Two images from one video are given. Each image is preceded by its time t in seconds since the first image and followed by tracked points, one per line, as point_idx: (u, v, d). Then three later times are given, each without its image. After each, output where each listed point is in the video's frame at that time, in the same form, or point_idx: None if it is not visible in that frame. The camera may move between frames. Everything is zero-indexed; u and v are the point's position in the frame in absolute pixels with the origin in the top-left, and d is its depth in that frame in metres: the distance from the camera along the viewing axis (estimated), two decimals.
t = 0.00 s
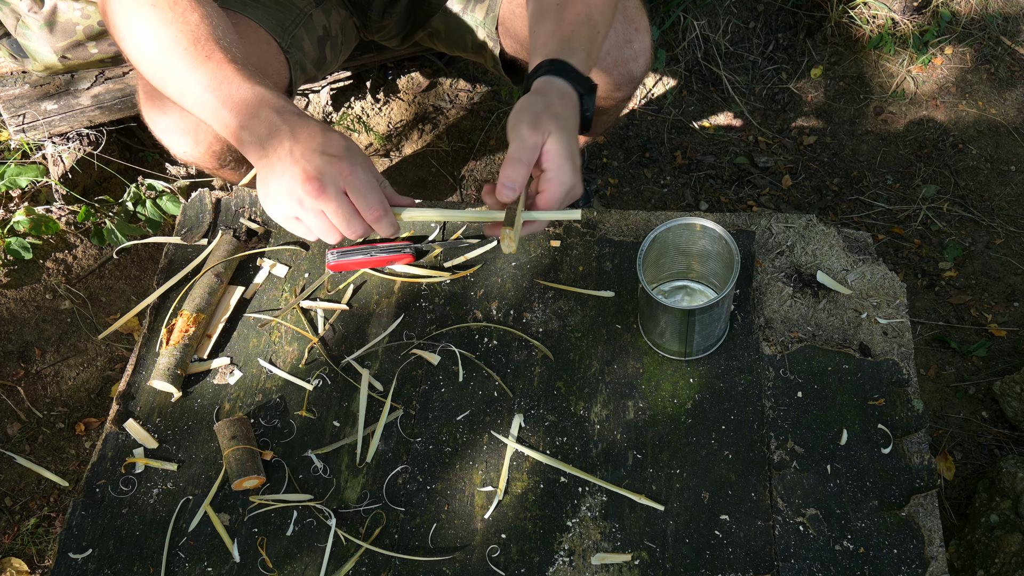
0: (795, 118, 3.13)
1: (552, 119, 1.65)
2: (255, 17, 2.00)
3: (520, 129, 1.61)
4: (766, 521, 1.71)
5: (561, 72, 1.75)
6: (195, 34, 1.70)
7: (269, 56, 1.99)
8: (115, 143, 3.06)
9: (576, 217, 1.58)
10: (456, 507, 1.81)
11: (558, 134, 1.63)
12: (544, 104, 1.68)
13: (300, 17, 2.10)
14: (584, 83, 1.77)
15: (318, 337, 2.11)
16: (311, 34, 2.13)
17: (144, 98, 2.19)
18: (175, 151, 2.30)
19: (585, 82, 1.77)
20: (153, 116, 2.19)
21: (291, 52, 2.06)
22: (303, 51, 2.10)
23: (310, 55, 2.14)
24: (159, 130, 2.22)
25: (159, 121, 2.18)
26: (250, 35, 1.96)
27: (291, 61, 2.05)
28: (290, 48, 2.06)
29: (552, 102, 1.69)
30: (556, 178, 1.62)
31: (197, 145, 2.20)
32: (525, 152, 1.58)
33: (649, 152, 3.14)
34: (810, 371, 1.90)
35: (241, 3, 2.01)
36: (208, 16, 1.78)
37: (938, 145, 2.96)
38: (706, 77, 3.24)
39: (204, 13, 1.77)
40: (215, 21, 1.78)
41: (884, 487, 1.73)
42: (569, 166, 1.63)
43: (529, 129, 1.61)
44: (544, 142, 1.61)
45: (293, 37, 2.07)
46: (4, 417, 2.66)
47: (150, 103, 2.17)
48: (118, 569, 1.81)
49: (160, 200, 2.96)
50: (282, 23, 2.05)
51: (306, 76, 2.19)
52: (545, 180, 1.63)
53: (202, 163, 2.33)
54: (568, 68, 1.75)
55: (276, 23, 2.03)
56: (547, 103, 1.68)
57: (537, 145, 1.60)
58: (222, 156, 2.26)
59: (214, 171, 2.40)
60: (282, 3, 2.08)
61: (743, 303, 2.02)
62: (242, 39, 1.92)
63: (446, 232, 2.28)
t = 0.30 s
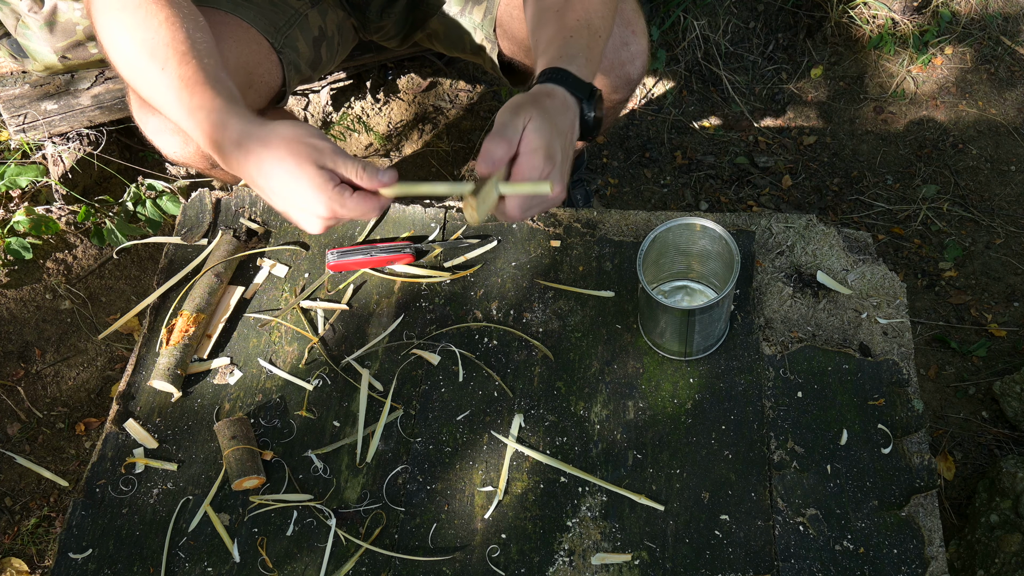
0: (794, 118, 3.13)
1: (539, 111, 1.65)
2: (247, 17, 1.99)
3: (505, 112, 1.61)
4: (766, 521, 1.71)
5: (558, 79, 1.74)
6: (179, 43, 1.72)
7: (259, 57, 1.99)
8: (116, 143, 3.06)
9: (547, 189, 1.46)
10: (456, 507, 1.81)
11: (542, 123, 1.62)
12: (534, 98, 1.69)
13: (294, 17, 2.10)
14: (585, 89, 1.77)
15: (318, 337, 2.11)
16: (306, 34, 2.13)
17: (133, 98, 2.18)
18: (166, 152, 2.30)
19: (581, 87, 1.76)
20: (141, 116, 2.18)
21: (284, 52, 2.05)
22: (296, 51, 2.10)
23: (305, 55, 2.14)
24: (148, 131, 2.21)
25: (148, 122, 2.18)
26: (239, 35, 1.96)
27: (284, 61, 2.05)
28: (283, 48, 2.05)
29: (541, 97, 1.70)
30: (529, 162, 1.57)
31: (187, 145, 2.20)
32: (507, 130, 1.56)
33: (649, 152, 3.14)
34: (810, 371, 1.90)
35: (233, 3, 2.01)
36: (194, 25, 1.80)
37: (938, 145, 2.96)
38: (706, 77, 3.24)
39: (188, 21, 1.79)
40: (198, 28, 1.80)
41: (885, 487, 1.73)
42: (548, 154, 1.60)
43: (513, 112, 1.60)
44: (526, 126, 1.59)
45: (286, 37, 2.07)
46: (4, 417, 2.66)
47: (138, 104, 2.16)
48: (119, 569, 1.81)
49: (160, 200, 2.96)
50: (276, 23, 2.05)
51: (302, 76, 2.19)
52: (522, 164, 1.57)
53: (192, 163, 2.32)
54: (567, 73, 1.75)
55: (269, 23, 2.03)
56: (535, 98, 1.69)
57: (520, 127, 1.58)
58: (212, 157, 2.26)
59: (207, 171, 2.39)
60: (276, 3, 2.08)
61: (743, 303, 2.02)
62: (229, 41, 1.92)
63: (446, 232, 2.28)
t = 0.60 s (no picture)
0: (794, 118, 3.13)
1: (527, 125, 1.64)
2: (243, 18, 1.99)
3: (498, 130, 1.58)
4: (766, 521, 1.71)
5: (535, 79, 1.75)
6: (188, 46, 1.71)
7: (254, 57, 1.98)
8: (116, 143, 3.06)
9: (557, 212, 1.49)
10: (456, 507, 1.81)
11: (534, 140, 1.62)
12: (519, 109, 1.67)
13: (291, 17, 2.10)
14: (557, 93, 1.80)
15: (318, 337, 2.11)
16: (303, 33, 2.13)
17: (127, 97, 2.18)
18: (159, 151, 2.29)
19: (558, 93, 1.78)
20: (135, 115, 2.18)
21: (280, 52, 2.05)
22: (293, 51, 2.10)
23: (302, 55, 2.14)
24: (142, 130, 2.21)
25: (142, 121, 2.17)
26: (235, 35, 1.96)
27: (280, 60, 2.05)
28: (278, 48, 2.05)
29: (527, 108, 1.69)
30: (528, 187, 1.59)
31: (181, 145, 2.20)
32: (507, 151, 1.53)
33: (649, 152, 3.14)
34: (809, 371, 1.90)
35: (229, 3, 2.01)
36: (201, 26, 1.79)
37: (938, 145, 2.96)
38: (706, 77, 3.24)
39: (195, 23, 1.77)
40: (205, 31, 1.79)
41: (885, 487, 1.73)
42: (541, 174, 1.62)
43: (508, 131, 1.58)
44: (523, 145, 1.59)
45: (283, 37, 2.06)
46: (4, 417, 2.66)
47: (132, 102, 2.17)
48: (119, 569, 1.81)
49: (160, 200, 2.96)
50: (272, 23, 2.05)
51: (300, 76, 2.18)
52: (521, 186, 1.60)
53: (185, 161, 2.32)
54: (542, 72, 1.76)
55: (265, 22, 2.03)
56: (521, 108, 1.68)
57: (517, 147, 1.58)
58: (207, 155, 2.27)
59: (202, 170, 2.40)
60: (273, 4, 2.08)
61: (743, 303, 2.02)
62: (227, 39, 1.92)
63: (446, 232, 2.28)
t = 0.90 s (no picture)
0: (794, 118, 3.13)
1: (527, 134, 1.63)
2: (245, 18, 1.99)
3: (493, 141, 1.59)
4: (766, 521, 1.71)
5: (547, 84, 1.74)
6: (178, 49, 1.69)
7: (256, 57, 1.98)
8: (116, 143, 3.06)
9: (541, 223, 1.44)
10: (456, 507, 1.81)
11: (533, 149, 1.61)
12: (522, 118, 1.67)
13: (292, 17, 2.10)
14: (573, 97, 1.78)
15: (318, 337, 2.11)
16: (304, 34, 2.13)
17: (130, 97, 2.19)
18: (162, 151, 2.30)
19: (569, 93, 1.76)
20: (138, 115, 2.19)
21: (282, 52, 2.05)
22: (294, 51, 2.09)
23: (303, 55, 2.13)
24: (145, 130, 2.22)
25: (144, 121, 2.18)
26: (236, 35, 1.95)
27: (282, 61, 2.05)
28: (280, 48, 2.04)
29: (529, 116, 1.68)
30: (523, 194, 1.59)
31: (181, 146, 2.20)
32: (498, 163, 1.55)
33: (649, 152, 3.14)
34: (810, 371, 1.90)
35: (230, 3, 2.01)
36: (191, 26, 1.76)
37: (938, 145, 2.96)
38: (706, 77, 3.24)
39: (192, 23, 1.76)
40: (205, 33, 1.77)
41: (885, 487, 1.73)
42: (539, 182, 1.60)
43: (503, 141, 1.59)
44: (517, 155, 1.58)
45: (283, 37, 2.06)
46: (4, 417, 2.66)
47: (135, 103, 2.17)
48: (119, 569, 1.81)
49: (160, 200, 2.96)
50: (273, 23, 2.04)
51: (300, 76, 2.18)
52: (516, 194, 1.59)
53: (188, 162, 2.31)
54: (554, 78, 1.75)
55: (267, 23, 2.03)
56: (523, 117, 1.67)
57: (510, 157, 1.58)
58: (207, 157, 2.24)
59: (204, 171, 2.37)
60: (275, 4, 2.08)
61: (743, 303, 2.02)
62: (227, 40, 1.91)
63: (446, 232, 2.28)
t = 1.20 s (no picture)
0: (794, 118, 3.13)
1: (521, 128, 1.67)
2: (239, 19, 1.99)
3: (492, 142, 1.63)
4: (766, 521, 1.71)
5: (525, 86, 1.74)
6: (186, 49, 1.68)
7: (250, 58, 1.99)
8: (116, 143, 3.06)
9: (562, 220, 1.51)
10: (456, 507, 1.81)
11: (531, 142, 1.66)
12: (509, 118, 1.70)
13: (289, 18, 2.10)
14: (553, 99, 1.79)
15: (318, 337, 2.11)
16: (301, 34, 2.13)
17: (121, 95, 2.17)
18: (153, 151, 2.30)
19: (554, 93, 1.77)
20: (129, 113, 2.16)
21: (276, 53, 2.05)
22: (290, 52, 2.09)
23: (299, 56, 2.13)
24: (136, 130, 2.20)
25: (136, 121, 2.17)
26: (231, 37, 1.95)
27: (275, 62, 2.04)
28: (276, 48, 2.04)
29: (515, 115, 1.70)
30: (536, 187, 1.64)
31: (174, 146, 2.20)
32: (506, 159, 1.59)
33: (649, 152, 3.14)
34: (809, 371, 1.90)
35: (227, 4, 2.01)
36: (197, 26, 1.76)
37: (938, 145, 2.96)
38: (706, 77, 3.24)
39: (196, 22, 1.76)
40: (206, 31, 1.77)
41: (885, 487, 1.73)
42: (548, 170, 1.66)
43: (502, 139, 1.63)
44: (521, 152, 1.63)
45: (279, 38, 2.06)
46: (4, 417, 2.66)
47: (126, 101, 2.16)
48: (119, 569, 1.81)
49: (160, 200, 2.96)
50: (268, 24, 2.04)
51: (297, 77, 2.17)
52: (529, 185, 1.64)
53: (179, 161, 2.33)
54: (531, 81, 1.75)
55: (261, 23, 2.03)
56: (510, 116, 1.70)
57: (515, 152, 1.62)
58: (199, 158, 2.27)
59: (196, 169, 2.40)
60: (270, 4, 2.08)
61: (743, 303, 2.02)
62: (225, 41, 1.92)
63: (446, 232, 2.28)
